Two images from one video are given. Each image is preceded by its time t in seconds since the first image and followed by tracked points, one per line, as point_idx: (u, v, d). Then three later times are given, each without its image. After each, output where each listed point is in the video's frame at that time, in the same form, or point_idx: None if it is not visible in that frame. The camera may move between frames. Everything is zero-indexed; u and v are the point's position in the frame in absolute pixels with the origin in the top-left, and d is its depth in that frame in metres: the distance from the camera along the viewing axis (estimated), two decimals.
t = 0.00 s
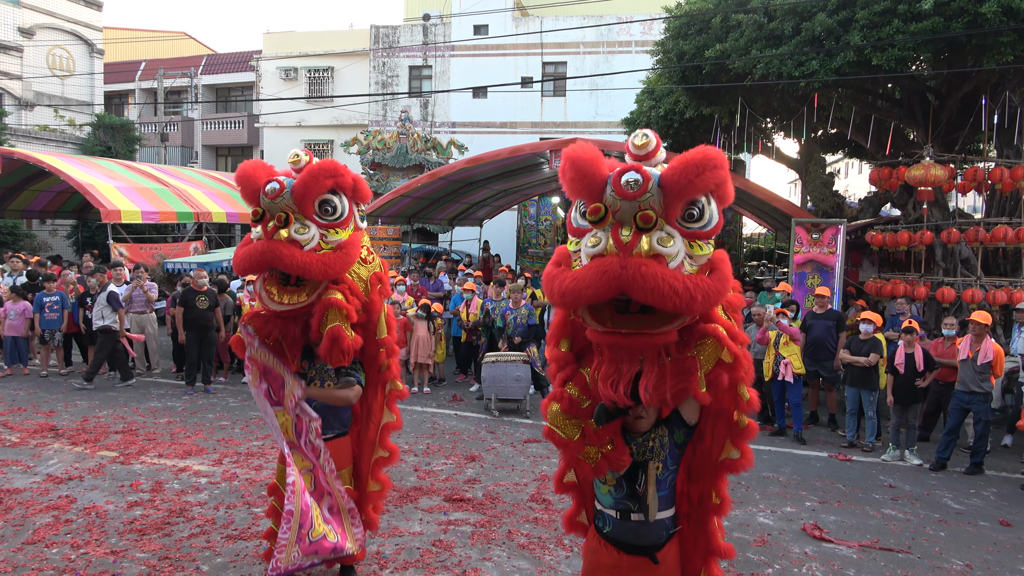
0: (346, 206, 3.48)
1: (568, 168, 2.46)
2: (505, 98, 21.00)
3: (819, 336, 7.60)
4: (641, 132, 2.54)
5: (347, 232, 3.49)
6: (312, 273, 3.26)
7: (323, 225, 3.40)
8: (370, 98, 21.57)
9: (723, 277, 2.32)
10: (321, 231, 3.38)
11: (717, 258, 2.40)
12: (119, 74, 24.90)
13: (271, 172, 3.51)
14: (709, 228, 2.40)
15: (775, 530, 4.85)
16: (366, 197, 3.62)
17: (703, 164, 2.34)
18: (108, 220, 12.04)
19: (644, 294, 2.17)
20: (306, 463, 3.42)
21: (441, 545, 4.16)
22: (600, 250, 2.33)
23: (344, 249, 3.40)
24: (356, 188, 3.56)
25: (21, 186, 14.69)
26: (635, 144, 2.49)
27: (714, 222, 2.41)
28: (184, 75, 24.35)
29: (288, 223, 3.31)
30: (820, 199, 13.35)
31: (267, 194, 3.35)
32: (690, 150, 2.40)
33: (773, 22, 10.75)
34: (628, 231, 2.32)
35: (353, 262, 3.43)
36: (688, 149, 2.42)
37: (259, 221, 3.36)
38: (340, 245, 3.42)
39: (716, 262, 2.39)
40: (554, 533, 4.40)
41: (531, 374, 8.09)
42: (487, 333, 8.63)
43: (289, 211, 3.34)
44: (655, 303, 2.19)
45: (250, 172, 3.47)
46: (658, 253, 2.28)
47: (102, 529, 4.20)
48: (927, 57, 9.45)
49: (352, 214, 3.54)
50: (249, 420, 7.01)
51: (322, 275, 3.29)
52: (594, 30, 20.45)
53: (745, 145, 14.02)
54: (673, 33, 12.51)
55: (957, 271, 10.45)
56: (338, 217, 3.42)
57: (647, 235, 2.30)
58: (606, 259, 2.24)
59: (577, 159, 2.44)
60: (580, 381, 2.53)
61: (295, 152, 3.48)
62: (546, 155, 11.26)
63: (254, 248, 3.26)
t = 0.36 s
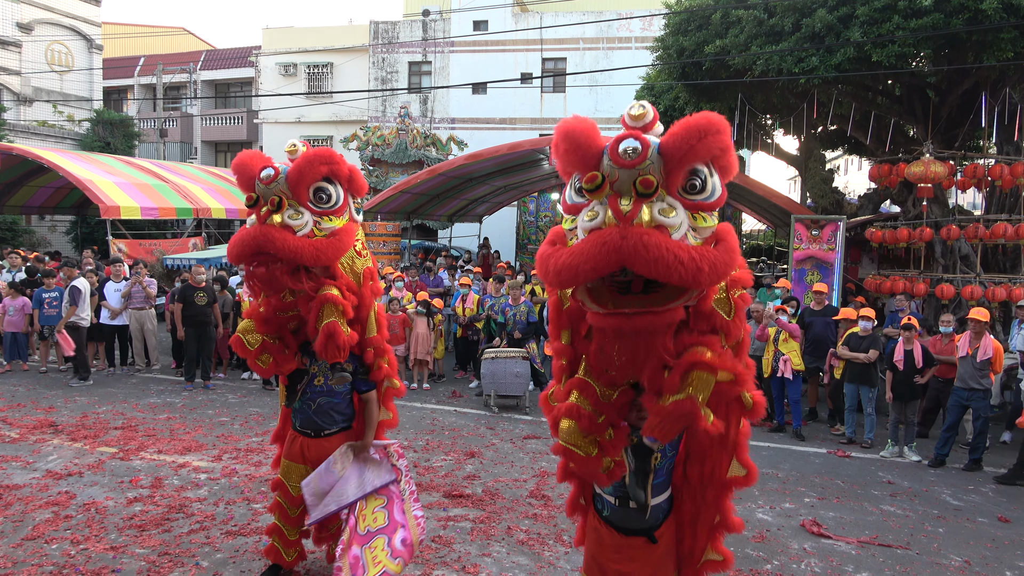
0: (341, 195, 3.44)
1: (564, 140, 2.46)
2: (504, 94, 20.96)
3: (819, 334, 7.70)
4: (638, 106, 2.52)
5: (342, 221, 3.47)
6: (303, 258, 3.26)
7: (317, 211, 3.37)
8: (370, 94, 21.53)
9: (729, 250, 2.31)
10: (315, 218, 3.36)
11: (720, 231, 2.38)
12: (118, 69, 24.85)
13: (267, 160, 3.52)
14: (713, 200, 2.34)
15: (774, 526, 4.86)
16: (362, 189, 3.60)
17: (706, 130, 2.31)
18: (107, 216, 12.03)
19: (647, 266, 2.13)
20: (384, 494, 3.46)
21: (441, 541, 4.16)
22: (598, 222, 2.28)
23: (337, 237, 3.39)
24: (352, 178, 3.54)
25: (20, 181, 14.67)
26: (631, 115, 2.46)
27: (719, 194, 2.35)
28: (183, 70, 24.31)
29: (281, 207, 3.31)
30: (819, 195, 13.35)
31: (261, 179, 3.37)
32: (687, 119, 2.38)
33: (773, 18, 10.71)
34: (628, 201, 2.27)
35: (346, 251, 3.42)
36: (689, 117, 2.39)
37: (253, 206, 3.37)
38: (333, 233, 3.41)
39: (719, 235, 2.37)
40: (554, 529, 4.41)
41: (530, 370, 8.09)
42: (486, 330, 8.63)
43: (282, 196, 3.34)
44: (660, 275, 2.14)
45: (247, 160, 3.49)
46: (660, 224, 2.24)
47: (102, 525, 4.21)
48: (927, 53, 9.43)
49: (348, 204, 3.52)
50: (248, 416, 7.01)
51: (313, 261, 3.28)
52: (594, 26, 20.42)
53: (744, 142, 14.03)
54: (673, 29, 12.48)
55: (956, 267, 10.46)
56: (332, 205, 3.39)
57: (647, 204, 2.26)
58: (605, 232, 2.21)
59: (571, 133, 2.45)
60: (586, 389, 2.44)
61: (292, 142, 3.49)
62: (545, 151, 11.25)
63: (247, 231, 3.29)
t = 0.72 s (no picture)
0: (323, 194, 3.44)
1: (533, 328, 2.12)
2: (504, 89, 20.94)
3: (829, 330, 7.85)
4: (621, 277, 2.11)
5: (325, 222, 3.48)
6: (291, 266, 3.31)
7: (300, 215, 3.39)
8: (369, 90, 21.50)
9: (723, 464, 2.07)
10: (298, 223, 3.38)
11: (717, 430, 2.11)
12: (117, 66, 24.82)
13: (245, 165, 3.50)
14: (708, 405, 2.06)
15: (775, 521, 4.86)
16: (345, 182, 3.56)
17: (699, 342, 1.92)
18: (107, 213, 12.02)
19: (626, 507, 2.01)
20: (390, 409, 3.58)
21: (442, 537, 4.17)
22: (573, 440, 2.10)
23: (322, 240, 3.41)
24: (331, 176, 3.49)
25: (20, 179, 14.66)
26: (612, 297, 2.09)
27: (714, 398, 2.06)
28: (183, 67, 24.28)
29: (262, 218, 3.34)
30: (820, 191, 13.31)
31: (239, 190, 3.37)
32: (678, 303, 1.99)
33: (774, 13, 10.65)
34: (605, 426, 2.06)
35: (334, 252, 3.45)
36: (683, 303, 1.99)
37: (236, 219, 3.41)
38: (318, 235, 3.43)
39: (717, 435, 2.10)
40: (555, 525, 4.41)
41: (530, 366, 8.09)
42: (486, 326, 8.62)
43: (263, 206, 3.36)
44: (641, 516, 2.01)
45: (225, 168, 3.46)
46: (643, 453, 2.03)
47: (104, 522, 4.21)
48: (927, 48, 9.41)
49: (330, 203, 3.52)
50: (249, 413, 7.01)
51: (301, 268, 3.33)
52: (594, 21, 20.40)
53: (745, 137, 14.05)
54: (673, 25, 12.45)
55: (957, 262, 10.44)
56: (314, 207, 3.39)
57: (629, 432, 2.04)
58: (580, 463, 2.06)
59: (542, 324, 2.09)
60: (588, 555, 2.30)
61: (267, 144, 3.45)
62: (545, 147, 11.24)
63: (232, 245, 3.35)
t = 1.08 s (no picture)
0: (313, 170, 3.44)
1: None
2: (506, 86, 20.90)
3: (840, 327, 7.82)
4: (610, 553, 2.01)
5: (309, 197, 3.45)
6: (264, 229, 3.24)
7: (285, 183, 3.37)
8: (371, 87, 21.48)
9: None
10: (282, 189, 3.36)
11: None
12: (119, 62, 24.82)
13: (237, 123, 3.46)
14: None
15: (778, 518, 4.86)
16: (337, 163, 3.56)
17: None
18: (109, 209, 12.03)
19: None
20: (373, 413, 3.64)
21: (444, 533, 4.17)
22: None
23: (302, 211, 3.36)
24: (327, 154, 3.49)
25: (22, 175, 14.69)
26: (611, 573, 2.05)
27: None
28: (185, 64, 24.26)
29: (246, 174, 3.28)
30: (822, 188, 13.44)
31: (229, 142, 3.33)
32: None
33: (777, 9, 10.58)
34: None
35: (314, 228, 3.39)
36: None
37: (217, 169, 3.33)
38: (300, 207, 3.39)
39: None
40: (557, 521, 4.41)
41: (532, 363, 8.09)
42: (488, 323, 8.62)
43: (250, 162, 3.31)
44: None
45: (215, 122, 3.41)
46: None
47: (106, 517, 4.22)
48: (931, 44, 9.36)
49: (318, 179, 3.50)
50: (252, 409, 7.02)
51: (273, 233, 3.25)
52: (596, 18, 20.36)
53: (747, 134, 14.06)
54: (676, 21, 12.40)
55: (959, 259, 10.42)
56: (300, 177, 3.39)
57: None
58: None
59: None
60: None
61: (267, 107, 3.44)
62: (548, 143, 11.21)
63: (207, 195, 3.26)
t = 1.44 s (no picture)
0: (294, 190, 3.22)
1: None
2: (515, 72, 20.76)
3: (852, 316, 7.73)
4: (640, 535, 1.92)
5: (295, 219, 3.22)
6: (258, 262, 3.03)
7: (268, 207, 3.14)
8: (380, 72, 21.38)
9: None
10: (266, 215, 3.12)
11: None
12: (129, 46, 24.80)
13: (207, 147, 3.21)
14: None
15: (787, 505, 4.84)
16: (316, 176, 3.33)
17: None
18: (119, 193, 12.05)
19: None
20: (366, 408, 3.52)
21: (452, 516, 4.18)
22: None
23: (290, 238, 3.15)
24: (307, 170, 3.28)
25: (32, 159, 14.75)
26: (637, 557, 1.97)
27: None
28: (194, 48, 24.21)
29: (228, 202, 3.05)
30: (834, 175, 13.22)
31: (203, 168, 3.07)
32: (722, 568, 1.93)
33: None
34: None
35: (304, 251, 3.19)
36: None
37: (192, 198, 3.08)
38: (288, 232, 3.17)
39: None
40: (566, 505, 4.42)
41: (541, 349, 8.08)
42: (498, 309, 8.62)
43: (230, 189, 3.08)
44: None
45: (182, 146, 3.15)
46: None
47: (118, 497, 4.25)
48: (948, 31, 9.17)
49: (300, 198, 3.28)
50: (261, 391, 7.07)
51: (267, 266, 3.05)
52: (607, 3, 20.16)
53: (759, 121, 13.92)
54: (688, 6, 12.24)
55: (972, 249, 10.31)
56: (285, 199, 3.17)
57: None
58: None
59: None
60: None
61: (235, 126, 3.16)
62: (558, 129, 11.13)
63: (187, 231, 3.01)
